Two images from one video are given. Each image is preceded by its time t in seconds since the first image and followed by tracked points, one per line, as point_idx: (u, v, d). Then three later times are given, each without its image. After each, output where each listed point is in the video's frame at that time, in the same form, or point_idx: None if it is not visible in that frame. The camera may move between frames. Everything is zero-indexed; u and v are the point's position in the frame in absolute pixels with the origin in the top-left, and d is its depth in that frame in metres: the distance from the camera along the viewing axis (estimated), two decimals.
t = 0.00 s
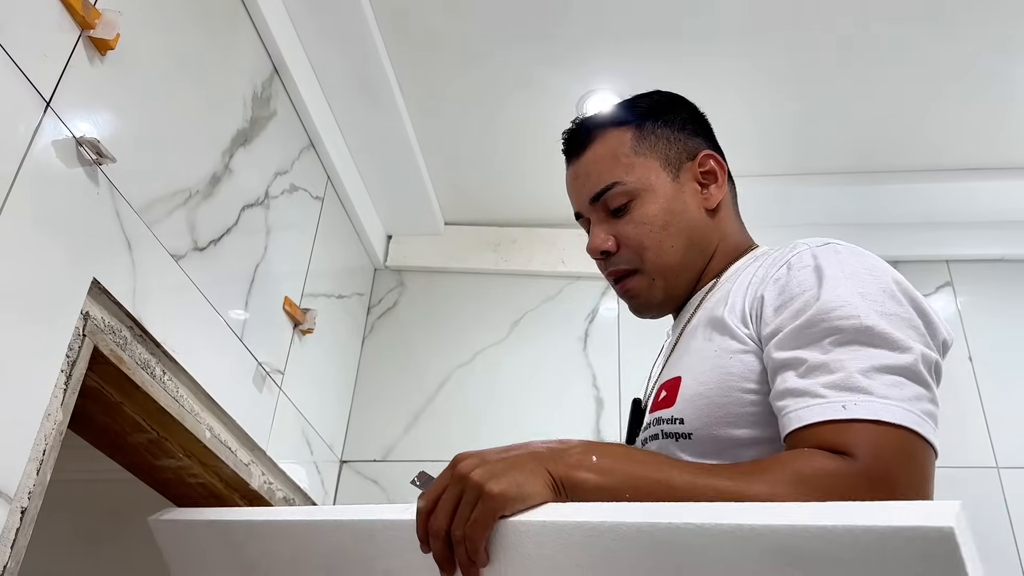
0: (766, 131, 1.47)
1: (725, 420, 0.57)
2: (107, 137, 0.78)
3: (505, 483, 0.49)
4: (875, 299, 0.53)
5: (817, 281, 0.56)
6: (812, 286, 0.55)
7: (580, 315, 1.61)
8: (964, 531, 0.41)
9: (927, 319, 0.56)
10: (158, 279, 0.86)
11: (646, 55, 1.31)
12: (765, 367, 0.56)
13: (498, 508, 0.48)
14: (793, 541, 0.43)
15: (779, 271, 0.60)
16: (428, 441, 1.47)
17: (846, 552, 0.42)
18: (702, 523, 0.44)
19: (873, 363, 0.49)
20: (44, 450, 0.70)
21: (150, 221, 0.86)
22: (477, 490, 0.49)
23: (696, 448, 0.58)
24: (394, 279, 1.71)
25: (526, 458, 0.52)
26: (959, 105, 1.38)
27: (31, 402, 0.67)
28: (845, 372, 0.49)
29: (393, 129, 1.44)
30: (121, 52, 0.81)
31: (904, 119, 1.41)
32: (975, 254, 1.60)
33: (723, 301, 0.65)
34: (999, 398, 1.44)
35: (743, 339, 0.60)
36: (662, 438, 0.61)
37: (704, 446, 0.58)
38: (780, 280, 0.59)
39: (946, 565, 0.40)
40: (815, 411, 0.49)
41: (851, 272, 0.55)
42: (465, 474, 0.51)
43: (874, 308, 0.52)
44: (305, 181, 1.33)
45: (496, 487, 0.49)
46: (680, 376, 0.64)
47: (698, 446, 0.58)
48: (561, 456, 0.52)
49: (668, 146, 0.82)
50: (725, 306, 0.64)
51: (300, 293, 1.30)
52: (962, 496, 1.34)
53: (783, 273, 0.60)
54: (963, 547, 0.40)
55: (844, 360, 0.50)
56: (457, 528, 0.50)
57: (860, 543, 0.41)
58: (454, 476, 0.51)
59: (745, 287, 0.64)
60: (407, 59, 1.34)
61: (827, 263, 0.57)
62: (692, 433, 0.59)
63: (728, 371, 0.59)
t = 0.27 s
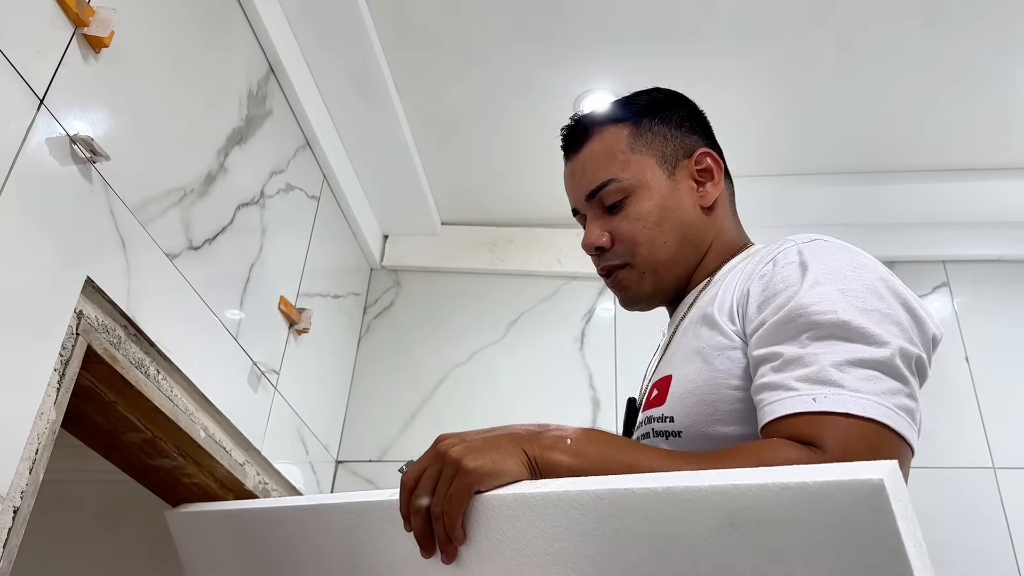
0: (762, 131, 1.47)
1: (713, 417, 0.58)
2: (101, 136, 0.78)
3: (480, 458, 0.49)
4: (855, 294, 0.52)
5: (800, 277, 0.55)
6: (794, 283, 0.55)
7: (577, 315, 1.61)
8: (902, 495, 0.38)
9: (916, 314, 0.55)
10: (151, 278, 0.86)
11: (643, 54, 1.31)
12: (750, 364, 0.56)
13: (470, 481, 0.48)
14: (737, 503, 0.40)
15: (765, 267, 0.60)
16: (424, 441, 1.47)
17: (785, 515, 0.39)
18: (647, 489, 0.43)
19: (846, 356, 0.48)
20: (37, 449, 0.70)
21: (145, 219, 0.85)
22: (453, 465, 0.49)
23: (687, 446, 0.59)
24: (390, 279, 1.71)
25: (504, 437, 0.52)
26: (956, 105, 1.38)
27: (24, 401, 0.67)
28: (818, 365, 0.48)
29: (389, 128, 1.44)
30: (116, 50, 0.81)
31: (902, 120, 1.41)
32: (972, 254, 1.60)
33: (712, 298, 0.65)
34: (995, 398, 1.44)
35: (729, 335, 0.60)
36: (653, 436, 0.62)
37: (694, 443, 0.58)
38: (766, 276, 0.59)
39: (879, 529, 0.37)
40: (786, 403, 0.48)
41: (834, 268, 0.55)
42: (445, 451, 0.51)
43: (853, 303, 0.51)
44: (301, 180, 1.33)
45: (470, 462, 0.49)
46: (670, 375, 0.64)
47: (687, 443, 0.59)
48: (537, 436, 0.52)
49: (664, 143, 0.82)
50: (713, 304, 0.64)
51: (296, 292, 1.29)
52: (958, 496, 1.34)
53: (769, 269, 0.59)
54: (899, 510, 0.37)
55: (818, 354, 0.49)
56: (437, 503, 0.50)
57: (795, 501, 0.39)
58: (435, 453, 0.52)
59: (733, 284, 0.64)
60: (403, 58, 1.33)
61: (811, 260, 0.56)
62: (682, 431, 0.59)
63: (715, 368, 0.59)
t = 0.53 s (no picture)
0: (759, 131, 1.47)
1: (706, 416, 0.58)
2: (94, 134, 0.78)
3: (470, 453, 0.49)
4: (846, 293, 0.52)
5: (793, 275, 0.55)
6: (786, 281, 0.55)
7: (573, 315, 1.61)
8: (894, 483, 0.37)
9: (910, 314, 0.55)
10: (146, 278, 0.85)
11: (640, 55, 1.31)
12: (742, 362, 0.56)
13: (460, 475, 0.48)
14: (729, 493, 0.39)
15: (758, 266, 0.60)
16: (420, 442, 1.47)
17: (777, 505, 0.38)
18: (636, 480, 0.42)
19: (836, 354, 0.48)
20: (29, 449, 0.70)
21: (139, 218, 0.85)
22: (444, 460, 0.49)
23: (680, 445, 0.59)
24: (387, 279, 1.70)
25: (495, 433, 0.52)
26: (953, 106, 1.38)
27: (16, 401, 0.66)
28: (808, 362, 0.48)
29: (385, 128, 1.44)
30: (109, 48, 0.81)
31: (898, 120, 1.41)
32: (969, 255, 1.60)
33: (706, 297, 0.65)
34: (992, 399, 1.44)
35: (722, 334, 0.60)
36: (647, 435, 0.62)
37: (687, 441, 0.58)
38: (759, 274, 0.59)
39: (869, 517, 0.36)
40: (776, 400, 0.48)
41: (826, 267, 0.54)
42: (436, 447, 0.51)
43: (844, 301, 0.51)
44: (297, 180, 1.32)
45: (461, 456, 0.49)
46: (664, 374, 0.64)
47: (681, 442, 0.59)
48: (528, 433, 0.52)
49: (658, 142, 0.82)
50: (706, 302, 0.64)
51: (292, 292, 1.29)
52: (954, 496, 1.34)
53: (762, 268, 0.59)
54: (891, 499, 0.36)
55: (808, 351, 0.49)
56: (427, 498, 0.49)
57: (786, 490, 0.38)
58: (425, 449, 0.52)
59: (726, 283, 0.64)
60: (400, 58, 1.33)
61: (803, 259, 0.56)
62: (675, 430, 0.59)
63: (708, 367, 0.59)
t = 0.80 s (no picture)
0: (755, 133, 1.47)
1: (701, 418, 0.58)
2: (88, 136, 0.77)
3: (463, 455, 0.49)
4: (840, 294, 0.52)
5: (786, 276, 0.55)
6: (779, 282, 0.55)
7: (570, 317, 1.61)
8: (894, 486, 0.37)
9: (903, 314, 0.55)
10: (140, 280, 0.85)
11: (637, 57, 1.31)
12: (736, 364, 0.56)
13: (453, 478, 0.48)
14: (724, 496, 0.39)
15: (752, 267, 0.60)
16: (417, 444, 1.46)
17: (776, 509, 0.38)
18: (635, 483, 0.42)
19: (830, 355, 0.48)
20: (22, 452, 0.69)
21: (133, 220, 0.85)
22: (437, 462, 0.49)
23: (674, 447, 0.59)
24: (383, 281, 1.70)
25: (488, 434, 0.51)
26: (949, 108, 1.38)
27: (9, 404, 0.66)
28: (802, 364, 0.48)
29: (381, 130, 1.44)
30: (103, 50, 0.80)
31: (894, 122, 1.42)
32: (965, 257, 1.60)
33: (700, 298, 0.65)
34: (989, 401, 1.44)
35: (716, 335, 0.59)
36: (642, 437, 0.61)
37: (682, 444, 0.58)
38: (752, 275, 0.58)
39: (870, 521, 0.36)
40: (771, 402, 0.48)
41: (819, 267, 0.54)
42: (429, 449, 0.51)
43: (838, 302, 0.51)
44: (292, 182, 1.32)
45: (454, 459, 0.49)
46: (658, 375, 0.64)
47: (675, 445, 0.59)
48: (522, 434, 0.52)
49: (651, 143, 0.82)
50: (700, 303, 0.64)
51: (287, 294, 1.29)
52: (952, 498, 1.34)
53: (755, 269, 0.59)
54: (892, 502, 0.36)
55: (802, 352, 0.49)
56: (419, 501, 0.49)
57: (787, 494, 0.38)
58: (417, 451, 0.51)
59: (720, 284, 0.64)
60: (396, 60, 1.33)
61: (797, 259, 0.56)
62: (670, 432, 0.59)
63: (702, 368, 0.59)
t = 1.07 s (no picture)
0: (751, 136, 1.47)
1: (698, 422, 0.58)
2: (83, 139, 0.77)
3: (458, 460, 0.49)
4: (837, 298, 0.52)
5: (783, 279, 0.55)
6: (776, 286, 0.55)
7: (566, 320, 1.61)
8: (894, 492, 0.36)
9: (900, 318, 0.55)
10: (136, 283, 0.85)
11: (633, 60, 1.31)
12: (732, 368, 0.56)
13: (447, 482, 0.48)
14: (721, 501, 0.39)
15: (748, 270, 0.60)
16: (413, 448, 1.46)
17: (775, 516, 0.38)
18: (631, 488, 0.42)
19: (827, 360, 0.48)
20: (17, 456, 0.69)
21: (128, 224, 0.84)
22: (432, 466, 0.49)
23: (670, 450, 0.59)
24: (379, 284, 1.70)
25: (484, 438, 0.52)
26: (944, 111, 1.38)
27: (4, 408, 0.66)
28: (799, 369, 0.48)
29: (377, 133, 1.44)
30: (99, 53, 0.80)
31: (890, 125, 1.42)
32: (960, 259, 1.60)
33: (696, 301, 0.65)
34: (985, 404, 1.45)
35: (712, 338, 0.60)
36: (637, 441, 0.62)
37: (678, 447, 0.58)
38: (749, 278, 0.58)
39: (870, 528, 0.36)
40: (767, 407, 0.48)
41: (816, 271, 0.54)
42: (424, 452, 0.51)
43: (835, 307, 0.51)
44: (289, 185, 1.32)
45: (449, 463, 0.49)
46: (654, 378, 0.64)
47: (671, 448, 0.59)
48: (518, 438, 0.52)
49: (645, 144, 0.82)
50: (697, 306, 0.64)
51: (283, 298, 1.29)
52: (948, 501, 1.34)
53: (752, 272, 0.59)
54: (892, 508, 0.36)
55: (799, 357, 0.49)
56: (414, 505, 0.49)
57: (785, 501, 0.38)
58: (413, 454, 0.51)
59: (716, 287, 0.64)
60: (392, 63, 1.33)
61: (794, 263, 0.56)
62: (666, 435, 0.59)
63: (699, 371, 0.59)
